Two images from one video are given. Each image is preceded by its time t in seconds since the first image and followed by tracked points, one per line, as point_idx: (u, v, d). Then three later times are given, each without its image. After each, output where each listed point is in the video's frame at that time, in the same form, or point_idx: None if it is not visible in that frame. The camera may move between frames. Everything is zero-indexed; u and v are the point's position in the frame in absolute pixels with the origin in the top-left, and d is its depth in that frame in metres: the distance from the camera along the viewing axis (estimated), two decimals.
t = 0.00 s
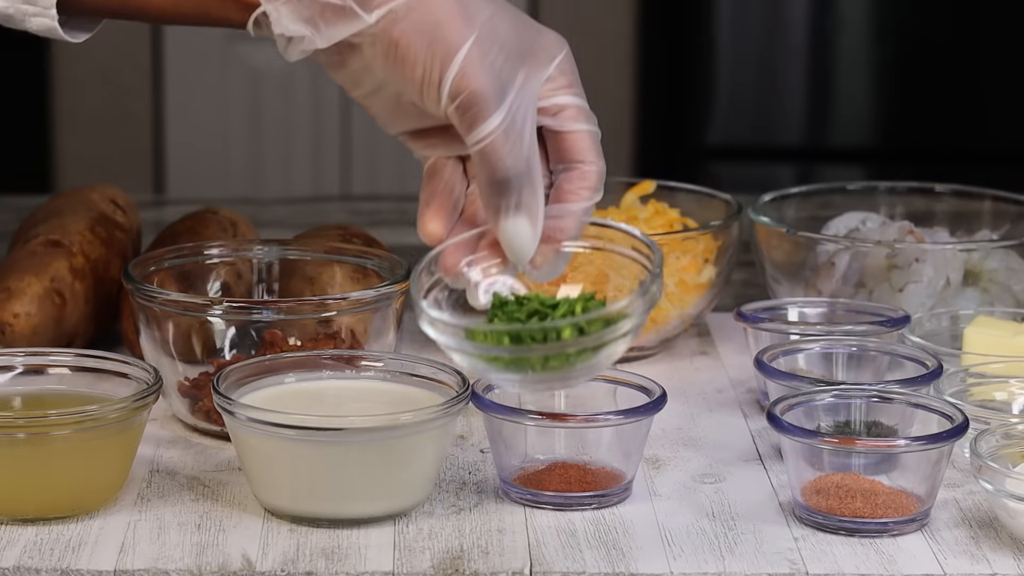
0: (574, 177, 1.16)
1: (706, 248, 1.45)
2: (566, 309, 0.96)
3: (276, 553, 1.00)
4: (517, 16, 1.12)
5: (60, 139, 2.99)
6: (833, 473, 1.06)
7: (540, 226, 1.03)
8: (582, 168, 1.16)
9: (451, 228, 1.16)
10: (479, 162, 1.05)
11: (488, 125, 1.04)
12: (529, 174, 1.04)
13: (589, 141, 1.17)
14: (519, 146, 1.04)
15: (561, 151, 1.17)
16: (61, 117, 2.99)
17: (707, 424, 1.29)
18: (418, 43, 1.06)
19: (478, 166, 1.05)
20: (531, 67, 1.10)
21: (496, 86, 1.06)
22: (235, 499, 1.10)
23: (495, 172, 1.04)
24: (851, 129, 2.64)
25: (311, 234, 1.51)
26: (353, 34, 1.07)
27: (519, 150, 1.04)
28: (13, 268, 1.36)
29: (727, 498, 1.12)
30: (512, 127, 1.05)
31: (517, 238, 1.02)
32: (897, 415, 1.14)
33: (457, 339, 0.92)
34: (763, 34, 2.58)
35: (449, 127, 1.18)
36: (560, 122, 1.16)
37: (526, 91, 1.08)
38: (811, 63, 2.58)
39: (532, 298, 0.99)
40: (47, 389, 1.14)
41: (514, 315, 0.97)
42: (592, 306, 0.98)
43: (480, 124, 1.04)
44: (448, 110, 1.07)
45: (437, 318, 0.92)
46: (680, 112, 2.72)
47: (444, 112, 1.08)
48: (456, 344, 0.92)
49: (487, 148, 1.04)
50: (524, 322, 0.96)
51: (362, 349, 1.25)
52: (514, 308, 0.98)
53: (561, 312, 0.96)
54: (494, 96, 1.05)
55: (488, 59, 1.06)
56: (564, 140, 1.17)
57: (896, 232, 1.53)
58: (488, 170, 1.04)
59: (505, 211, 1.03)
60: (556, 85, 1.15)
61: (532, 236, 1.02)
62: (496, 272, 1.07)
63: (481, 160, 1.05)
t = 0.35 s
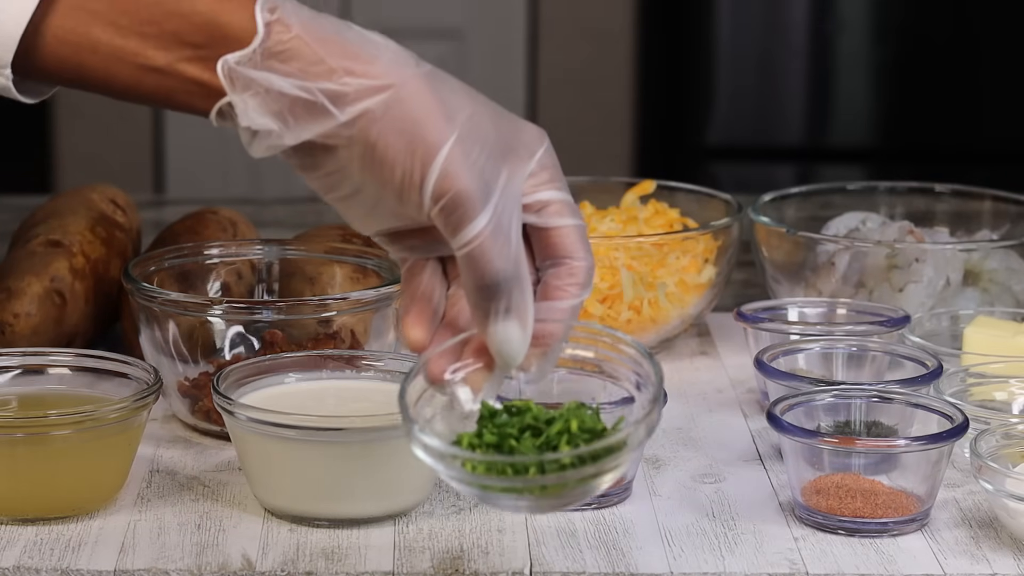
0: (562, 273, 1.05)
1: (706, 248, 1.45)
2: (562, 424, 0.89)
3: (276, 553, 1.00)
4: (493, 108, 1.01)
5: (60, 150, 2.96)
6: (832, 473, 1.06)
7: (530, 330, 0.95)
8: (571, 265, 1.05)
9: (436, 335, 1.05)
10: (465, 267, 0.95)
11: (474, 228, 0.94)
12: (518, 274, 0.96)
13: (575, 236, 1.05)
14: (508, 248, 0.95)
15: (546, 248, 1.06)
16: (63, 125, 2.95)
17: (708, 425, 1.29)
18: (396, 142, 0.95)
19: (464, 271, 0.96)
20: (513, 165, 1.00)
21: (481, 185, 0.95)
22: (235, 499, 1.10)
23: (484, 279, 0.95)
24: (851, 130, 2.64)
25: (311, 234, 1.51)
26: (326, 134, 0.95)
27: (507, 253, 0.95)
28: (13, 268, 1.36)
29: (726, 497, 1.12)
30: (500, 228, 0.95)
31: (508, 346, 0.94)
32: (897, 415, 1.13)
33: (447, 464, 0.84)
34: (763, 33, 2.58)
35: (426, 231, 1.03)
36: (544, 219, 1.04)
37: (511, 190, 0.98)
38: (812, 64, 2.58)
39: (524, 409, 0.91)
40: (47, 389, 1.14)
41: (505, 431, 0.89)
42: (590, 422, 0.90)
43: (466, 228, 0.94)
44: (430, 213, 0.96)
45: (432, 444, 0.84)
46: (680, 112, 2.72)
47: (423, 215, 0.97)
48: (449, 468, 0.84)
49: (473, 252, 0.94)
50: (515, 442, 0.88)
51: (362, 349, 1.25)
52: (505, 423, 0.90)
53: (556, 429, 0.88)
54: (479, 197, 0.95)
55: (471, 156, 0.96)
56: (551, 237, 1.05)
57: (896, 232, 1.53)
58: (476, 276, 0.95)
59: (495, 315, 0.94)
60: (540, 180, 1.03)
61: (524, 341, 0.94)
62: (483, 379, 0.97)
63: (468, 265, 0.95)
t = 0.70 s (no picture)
0: (555, 295, 1.04)
1: (706, 248, 1.45)
2: (569, 454, 0.88)
3: (276, 553, 1.00)
4: (482, 138, 1.01)
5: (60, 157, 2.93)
6: (833, 473, 1.06)
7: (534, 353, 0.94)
8: (565, 288, 1.04)
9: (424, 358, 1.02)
10: (468, 297, 0.95)
11: (474, 257, 0.93)
12: (521, 299, 0.95)
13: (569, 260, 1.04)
14: (511, 275, 0.95)
15: (537, 272, 1.05)
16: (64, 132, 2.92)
17: (708, 425, 1.29)
18: (390, 176, 0.95)
19: (467, 300, 0.95)
20: (508, 191, 0.99)
21: (479, 215, 0.95)
22: (235, 499, 1.10)
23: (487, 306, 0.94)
24: (851, 129, 2.64)
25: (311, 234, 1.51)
26: (315, 172, 0.95)
27: (509, 280, 0.94)
28: (13, 268, 1.36)
29: (726, 497, 1.12)
30: (499, 255, 0.95)
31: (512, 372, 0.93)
32: (897, 414, 1.13)
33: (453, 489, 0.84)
34: (763, 33, 2.58)
35: (416, 262, 1.03)
36: (536, 245, 1.03)
37: (507, 217, 0.98)
38: (812, 63, 2.58)
39: (524, 434, 0.90)
40: (47, 389, 1.14)
41: (512, 456, 0.88)
42: (596, 450, 0.89)
43: (467, 256, 0.94)
44: (430, 246, 0.96)
45: (439, 467, 0.84)
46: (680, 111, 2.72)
47: (423, 249, 0.97)
48: (454, 493, 0.84)
49: (477, 281, 0.94)
50: (522, 469, 0.87)
51: (362, 349, 1.25)
52: (509, 446, 0.89)
53: (565, 459, 0.87)
54: (478, 225, 0.94)
55: (466, 186, 0.95)
56: (543, 262, 1.04)
57: (896, 232, 1.53)
58: (480, 304, 0.94)
59: (500, 340, 0.93)
60: (530, 206, 1.03)
61: (527, 365, 0.94)
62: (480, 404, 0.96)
63: (471, 294, 0.94)
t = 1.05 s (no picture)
0: (566, 279, 1.04)
1: (706, 248, 1.45)
2: (567, 421, 0.87)
3: (276, 553, 1.00)
4: (500, 117, 1.01)
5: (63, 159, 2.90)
6: (833, 473, 1.06)
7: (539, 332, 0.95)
8: (576, 271, 1.04)
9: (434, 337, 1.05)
10: (478, 272, 0.95)
11: (484, 233, 0.95)
12: (529, 277, 0.95)
13: (580, 243, 1.04)
14: (520, 254, 0.96)
15: (550, 254, 1.05)
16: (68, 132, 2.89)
17: (707, 425, 1.29)
18: (404, 149, 0.96)
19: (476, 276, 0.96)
20: (522, 171, 1.00)
21: (492, 191, 0.96)
22: (235, 499, 1.10)
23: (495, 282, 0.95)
24: (852, 130, 2.64)
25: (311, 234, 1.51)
26: (330, 143, 0.97)
27: (518, 257, 0.95)
28: (13, 268, 1.36)
29: (726, 497, 1.12)
30: (509, 233, 0.96)
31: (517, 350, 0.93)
32: (897, 415, 1.13)
33: (447, 450, 0.84)
34: (763, 33, 2.58)
35: (430, 240, 1.05)
36: (548, 226, 1.03)
37: (520, 195, 0.98)
38: (812, 63, 2.57)
39: (524, 408, 0.91)
40: (46, 389, 1.14)
41: (511, 426, 0.88)
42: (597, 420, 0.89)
43: (478, 232, 0.95)
44: (441, 220, 0.97)
45: (432, 428, 0.85)
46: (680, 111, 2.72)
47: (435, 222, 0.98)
48: (452, 456, 0.84)
49: (486, 258, 0.95)
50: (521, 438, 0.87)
51: (362, 349, 1.25)
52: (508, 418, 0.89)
53: (562, 425, 0.87)
54: (490, 202, 0.95)
55: (480, 163, 0.96)
56: (556, 244, 1.04)
57: (896, 232, 1.53)
58: (488, 281, 0.95)
59: (506, 318, 0.94)
60: (544, 186, 1.03)
61: (532, 344, 0.94)
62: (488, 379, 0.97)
63: (479, 270, 0.95)
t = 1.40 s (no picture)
0: (580, 231, 1.05)
1: (706, 248, 1.45)
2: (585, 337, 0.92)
3: (276, 553, 1.00)
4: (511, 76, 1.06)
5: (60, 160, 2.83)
6: (832, 473, 1.06)
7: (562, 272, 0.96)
8: (587, 223, 1.06)
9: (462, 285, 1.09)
10: (499, 216, 0.98)
11: (504, 177, 0.98)
12: (547, 222, 0.98)
13: (590, 197, 1.07)
14: (538, 199, 0.99)
15: (559, 209, 1.07)
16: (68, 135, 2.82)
17: (707, 425, 1.29)
18: (423, 101, 1.00)
19: (498, 220, 0.99)
20: (534, 125, 1.04)
21: (509, 139, 1.00)
22: (235, 499, 1.10)
23: (518, 224, 0.98)
24: (852, 130, 2.64)
25: (310, 234, 1.51)
26: (351, 96, 1.01)
27: (538, 199, 0.98)
28: (13, 268, 1.36)
29: (726, 497, 1.12)
30: (528, 177, 0.99)
31: (541, 289, 0.94)
32: (897, 415, 1.13)
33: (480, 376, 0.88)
34: (763, 33, 2.58)
35: (445, 198, 1.10)
36: (558, 177, 1.07)
37: (534, 145, 1.02)
38: (811, 64, 2.58)
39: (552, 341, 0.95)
40: (46, 389, 1.14)
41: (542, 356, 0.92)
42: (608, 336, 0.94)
43: (498, 176, 0.98)
44: (462, 168, 1.01)
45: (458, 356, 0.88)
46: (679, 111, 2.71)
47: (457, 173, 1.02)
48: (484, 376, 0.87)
49: (506, 202, 0.98)
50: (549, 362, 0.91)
51: (362, 348, 1.25)
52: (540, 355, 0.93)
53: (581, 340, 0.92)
54: (507, 148, 0.99)
55: (496, 114, 1.01)
56: (564, 196, 1.07)
57: (896, 232, 1.53)
58: (510, 224, 0.98)
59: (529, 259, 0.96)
60: (553, 141, 1.07)
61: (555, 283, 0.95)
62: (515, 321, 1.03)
63: (500, 214, 0.98)
